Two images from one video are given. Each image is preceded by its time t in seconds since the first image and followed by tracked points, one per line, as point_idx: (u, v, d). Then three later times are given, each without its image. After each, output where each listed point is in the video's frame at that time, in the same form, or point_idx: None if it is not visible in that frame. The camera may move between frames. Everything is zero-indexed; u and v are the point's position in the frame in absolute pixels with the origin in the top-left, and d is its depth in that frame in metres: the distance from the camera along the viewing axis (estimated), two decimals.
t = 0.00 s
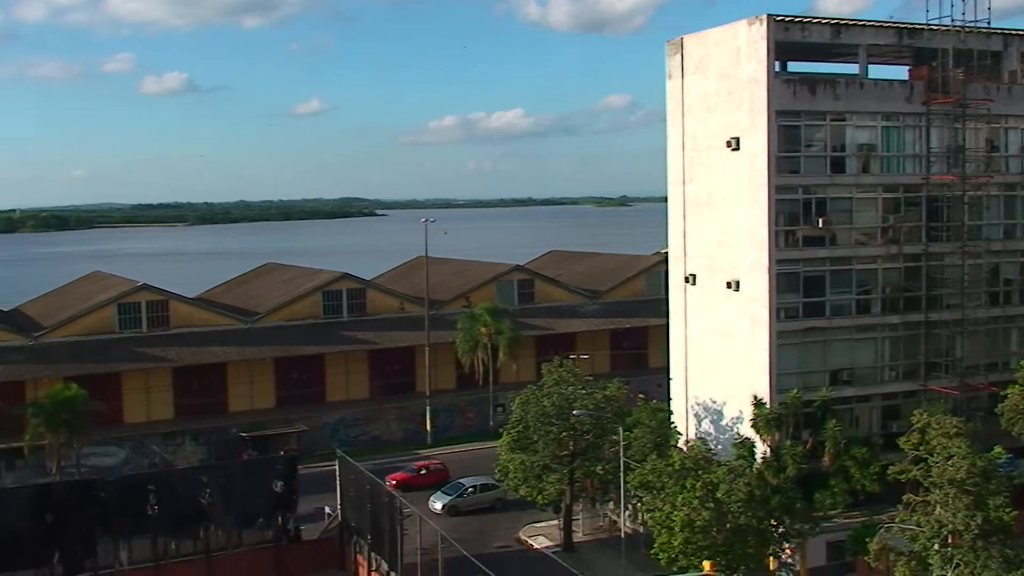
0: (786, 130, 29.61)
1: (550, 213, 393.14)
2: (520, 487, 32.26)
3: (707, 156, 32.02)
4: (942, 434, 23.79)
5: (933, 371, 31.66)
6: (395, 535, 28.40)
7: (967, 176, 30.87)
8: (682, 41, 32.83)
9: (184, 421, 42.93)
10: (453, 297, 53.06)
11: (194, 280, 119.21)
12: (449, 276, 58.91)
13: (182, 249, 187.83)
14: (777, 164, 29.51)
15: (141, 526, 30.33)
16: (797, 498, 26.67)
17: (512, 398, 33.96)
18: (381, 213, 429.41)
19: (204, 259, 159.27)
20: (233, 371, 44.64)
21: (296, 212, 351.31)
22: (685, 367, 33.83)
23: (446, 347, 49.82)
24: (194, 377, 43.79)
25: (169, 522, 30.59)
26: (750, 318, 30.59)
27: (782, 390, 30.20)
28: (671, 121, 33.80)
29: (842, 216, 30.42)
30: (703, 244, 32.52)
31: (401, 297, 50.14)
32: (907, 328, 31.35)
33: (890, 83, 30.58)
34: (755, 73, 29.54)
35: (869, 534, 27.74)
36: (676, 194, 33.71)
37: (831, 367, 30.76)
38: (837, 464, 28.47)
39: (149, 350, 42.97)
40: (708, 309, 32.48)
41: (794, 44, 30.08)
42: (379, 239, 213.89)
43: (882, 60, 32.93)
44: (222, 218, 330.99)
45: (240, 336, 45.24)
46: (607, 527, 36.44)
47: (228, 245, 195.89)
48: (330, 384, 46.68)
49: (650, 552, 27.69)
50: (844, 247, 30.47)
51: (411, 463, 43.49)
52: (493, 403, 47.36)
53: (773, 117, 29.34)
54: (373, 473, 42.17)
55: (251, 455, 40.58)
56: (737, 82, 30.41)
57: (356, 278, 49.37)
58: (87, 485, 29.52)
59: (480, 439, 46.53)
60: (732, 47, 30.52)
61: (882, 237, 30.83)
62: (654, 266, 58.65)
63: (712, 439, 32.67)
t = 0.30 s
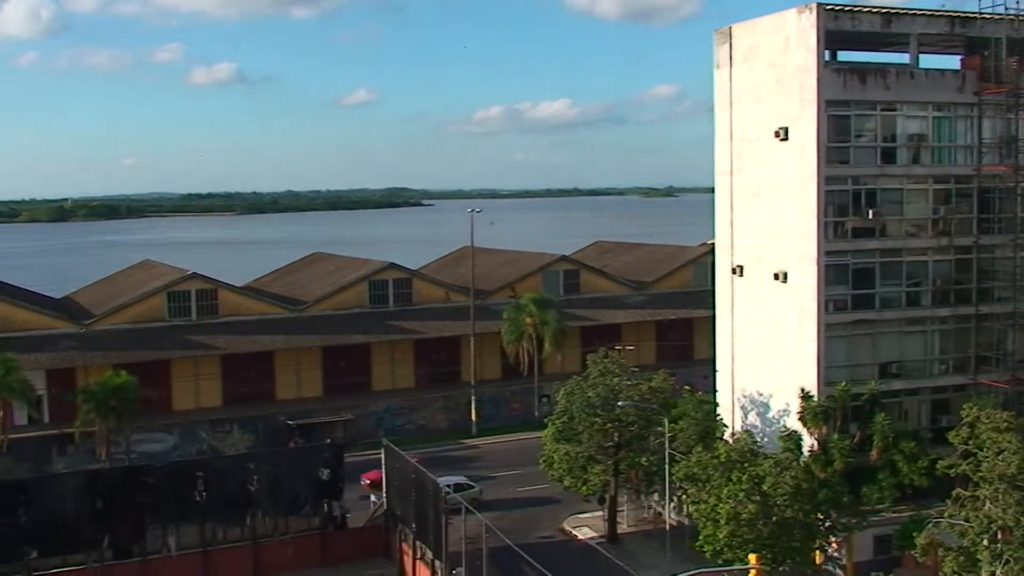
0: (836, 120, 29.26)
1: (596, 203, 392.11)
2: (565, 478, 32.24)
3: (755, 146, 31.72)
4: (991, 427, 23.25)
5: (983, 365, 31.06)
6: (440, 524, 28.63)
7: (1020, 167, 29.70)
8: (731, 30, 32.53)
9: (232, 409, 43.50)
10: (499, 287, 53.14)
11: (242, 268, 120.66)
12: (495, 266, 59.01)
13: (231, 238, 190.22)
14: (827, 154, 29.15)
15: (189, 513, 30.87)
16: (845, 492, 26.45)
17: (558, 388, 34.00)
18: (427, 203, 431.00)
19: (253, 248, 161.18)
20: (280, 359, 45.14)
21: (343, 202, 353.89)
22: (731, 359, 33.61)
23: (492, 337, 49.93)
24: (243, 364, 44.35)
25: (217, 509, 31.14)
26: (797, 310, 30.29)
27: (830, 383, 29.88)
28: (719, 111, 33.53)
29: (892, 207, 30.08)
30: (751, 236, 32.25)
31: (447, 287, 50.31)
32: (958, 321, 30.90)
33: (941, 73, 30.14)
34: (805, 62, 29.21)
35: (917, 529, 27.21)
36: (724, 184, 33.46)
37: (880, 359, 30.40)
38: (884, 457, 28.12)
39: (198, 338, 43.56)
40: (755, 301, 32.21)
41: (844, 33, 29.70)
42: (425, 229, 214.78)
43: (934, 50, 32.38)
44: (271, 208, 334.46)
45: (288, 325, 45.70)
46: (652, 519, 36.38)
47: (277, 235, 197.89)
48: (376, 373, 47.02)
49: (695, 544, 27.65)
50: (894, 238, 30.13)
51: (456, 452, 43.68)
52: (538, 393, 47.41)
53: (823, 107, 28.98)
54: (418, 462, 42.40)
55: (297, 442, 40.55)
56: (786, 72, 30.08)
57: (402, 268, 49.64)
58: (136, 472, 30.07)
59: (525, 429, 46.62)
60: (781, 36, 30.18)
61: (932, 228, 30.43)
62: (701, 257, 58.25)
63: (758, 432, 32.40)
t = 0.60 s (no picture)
0: (884, 114, 28.90)
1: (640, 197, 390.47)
2: (608, 472, 32.26)
3: (802, 140, 31.42)
4: None
5: None
6: (483, 517, 28.73)
7: None
8: (778, 23, 32.23)
9: (278, 400, 43.95)
10: (543, 281, 53.11)
11: (288, 261, 121.83)
12: (539, 260, 59.02)
13: (277, 231, 192.12)
14: (875, 148, 28.82)
15: (235, 503, 31.28)
16: (891, 489, 26.21)
17: (601, 382, 33.97)
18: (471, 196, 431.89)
19: (298, 241, 162.53)
20: (325, 351, 45.51)
21: (388, 196, 355.69)
22: (776, 354, 33.37)
23: (535, 331, 49.96)
24: (288, 356, 44.80)
25: (262, 499, 31.59)
26: (843, 305, 29.97)
27: (877, 379, 29.54)
28: (765, 104, 33.25)
29: (940, 201, 29.66)
30: (797, 230, 31.96)
31: (490, 281, 50.37)
32: (1007, 318, 30.42)
33: (991, 66, 29.69)
34: (852, 55, 28.89)
35: (965, 527, 27.08)
36: (770, 178, 33.18)
37: (928, 356, 29.98)
38: (931, 455, 27.73)
39: (244, 330, 44.06)
40: (801, 295, 31.94)
41: (892, 26, 29.32)
42: (469, 222, 215.25)
43: (985, 43, 31.85)
44: (316, 201, 337.12)
45: (333, 317, 46.07)
46: (696, 515, 36.23)
47: (323, 228, 199.48)
48: (420, 366, 47.27)
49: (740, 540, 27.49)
50: (943, 233, 29.66)
51: (500, 445, 43.79)
52: (581, 387, 47.34)
53: (871, 100, 28.64)
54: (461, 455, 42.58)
55: (342, 434, 41.43)
56: (834, 65, 29.77)
57: (446, 262, 49.79)
58: (182, 462, 30.43)
59: (569, 423, 46.60)
60: (829, 29, 29.86)
61: (981, 223, 29.95)
62: (746, 251, 57.83)
63: (804, 428, 32.13)
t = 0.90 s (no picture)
0: (939, 109, 28.44)
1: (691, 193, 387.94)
2: (659, 470, 32.13)
3: (855, 135, 31.03)
4: None
5: None
6: (534, 514, 28.90)
7: None
8: (830, 17, 31.84)
9: (330, 396, 44.38)
10: (593, 277, 53.00)
11: (339, 258, 122.96)
12: (589, 256, 58.94)
13: (328, 228, 193.89)
14: (929, 143, 28.40)
15: (287, 497, 31.74)
16: (946, 489, 25.86)
17: (652, 379, 33.85)
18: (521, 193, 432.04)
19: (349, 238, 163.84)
20: (376, 347, 45.84)
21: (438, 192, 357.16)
22: (830, 352, 32.97)
23: (585, 328, 49.94)
24: (339, 352, 45.20)
25: (314, 494, 31.98)
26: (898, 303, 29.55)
27: (932, 378, 29.05)
28: (818, 99, 32.87)
29: (997, 197, 29.22)
30: (851, 226, 31.56)
31: (541, 277, 50.47)
32: None
33: None
34: (907, 49, 28.48)
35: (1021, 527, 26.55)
36: (823, 173, 32.79)
37: (984, 354, 29.47)
38: (986, 454, 27.31)
39: (296, 326, 44.53)
40: (855, 292, 31.54)
41: (947, 20, 28.82)
42: (519, 218, 215.43)
43: None
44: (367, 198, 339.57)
45: (383, 313, 46.39)
46: (747, 513, 36.03)
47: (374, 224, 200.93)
48: (470, 362, 47.45)
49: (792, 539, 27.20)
50: (999, 230, 29.24)
51: (549, 442, 43.82)
52: (632, 384, 47.19)
53: (926, 95, 28.19)
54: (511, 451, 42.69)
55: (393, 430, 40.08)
56: (888, 59, 29.35)
57: (496, 258, 49.97)
58: (236, 456, 31.06)
59: (619, 420, 46.49)
60: (883, 23, 29.46)
61: None
62: (799, 248, 57.24)
63: (857, 427, 31.71)
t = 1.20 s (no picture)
0: (997, 101, 27.95)
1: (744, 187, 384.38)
2: (712, 466, 31.99)
3: (911, 127, 30.54)
4: None
5: None
6: (586, 508, 28.92)
7: None
8: (885, 8, 31.37)
9: (383, 391, 44.67)
10: (645, 273, 52.66)
11: (390, 254, 123.65)
12: (640, 251, 58.63)
13: (380, 225, 195.03)
14: (987, 135, 27.89)
15: (341, 491, 32.11)
16: (1004, 486, 25.31)
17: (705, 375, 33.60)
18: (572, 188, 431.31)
19: (401, 234, 164.72)
20: (428, 343, 45.98)
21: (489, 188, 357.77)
22: (886, 348, 32.48)
23: (637, 323, 49.73)
24: (392, 348, 45.44)
25: (368, 488, 32.29)
26: (955, 298, 29.05)
27: (990, 373, 28.51)
28: (873, 92, 32.40)
29: None
30: (907, 219, 31.06)
31: (592, 273, 49.90)
32: None
33: None
34: (963, 40, 27.97)
35: None
36: (879, 166, 32.32)
37: None
38: None
39: (350, 322, 44.85)
40: (911, 287, 31.06)
41: (1007, 9, 28.18)
42: (570, 214, 215.07)
43: None
44: (419, 195, 341.16)
45: (436, 309, 46.57)
46: (802, 510, 35.68)
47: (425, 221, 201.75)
48: (522, 358, 47.49)
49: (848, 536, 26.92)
50: None
51: (602, 438, 43.70)
52: (684, 380, 46.88)
53: (983, 86, 27.67)
54: (563, 447, 42.65)
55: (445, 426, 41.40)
56: (944, 50, 28.85)
57: (548, 253, 49.63)
58: (291, 451, 31.55)
59: (672, 417, 46.21)
60: (938, 13, 28.97)
61: None
62: (854, 242, 56.41)
63: (915, 423, 31.20)
